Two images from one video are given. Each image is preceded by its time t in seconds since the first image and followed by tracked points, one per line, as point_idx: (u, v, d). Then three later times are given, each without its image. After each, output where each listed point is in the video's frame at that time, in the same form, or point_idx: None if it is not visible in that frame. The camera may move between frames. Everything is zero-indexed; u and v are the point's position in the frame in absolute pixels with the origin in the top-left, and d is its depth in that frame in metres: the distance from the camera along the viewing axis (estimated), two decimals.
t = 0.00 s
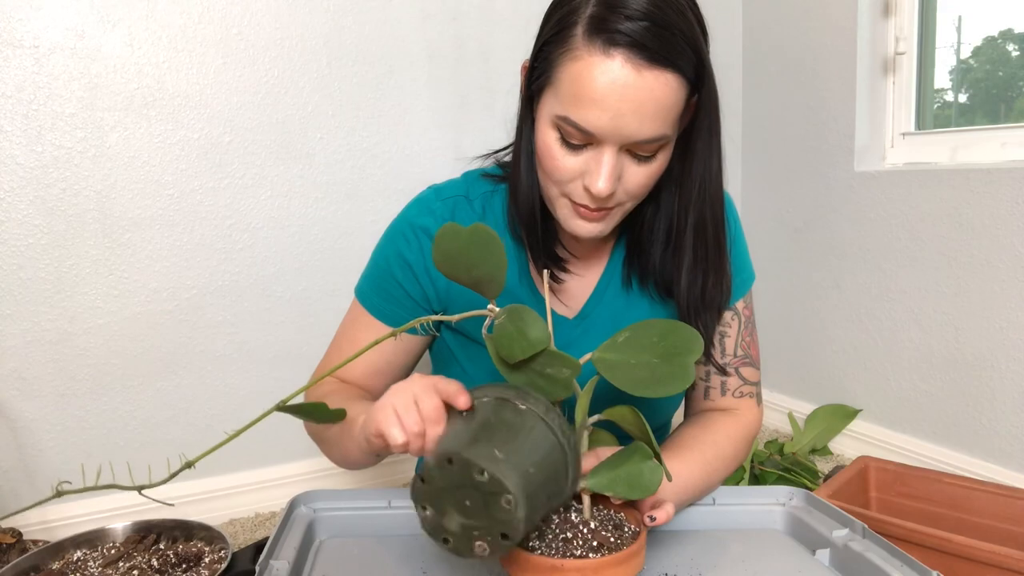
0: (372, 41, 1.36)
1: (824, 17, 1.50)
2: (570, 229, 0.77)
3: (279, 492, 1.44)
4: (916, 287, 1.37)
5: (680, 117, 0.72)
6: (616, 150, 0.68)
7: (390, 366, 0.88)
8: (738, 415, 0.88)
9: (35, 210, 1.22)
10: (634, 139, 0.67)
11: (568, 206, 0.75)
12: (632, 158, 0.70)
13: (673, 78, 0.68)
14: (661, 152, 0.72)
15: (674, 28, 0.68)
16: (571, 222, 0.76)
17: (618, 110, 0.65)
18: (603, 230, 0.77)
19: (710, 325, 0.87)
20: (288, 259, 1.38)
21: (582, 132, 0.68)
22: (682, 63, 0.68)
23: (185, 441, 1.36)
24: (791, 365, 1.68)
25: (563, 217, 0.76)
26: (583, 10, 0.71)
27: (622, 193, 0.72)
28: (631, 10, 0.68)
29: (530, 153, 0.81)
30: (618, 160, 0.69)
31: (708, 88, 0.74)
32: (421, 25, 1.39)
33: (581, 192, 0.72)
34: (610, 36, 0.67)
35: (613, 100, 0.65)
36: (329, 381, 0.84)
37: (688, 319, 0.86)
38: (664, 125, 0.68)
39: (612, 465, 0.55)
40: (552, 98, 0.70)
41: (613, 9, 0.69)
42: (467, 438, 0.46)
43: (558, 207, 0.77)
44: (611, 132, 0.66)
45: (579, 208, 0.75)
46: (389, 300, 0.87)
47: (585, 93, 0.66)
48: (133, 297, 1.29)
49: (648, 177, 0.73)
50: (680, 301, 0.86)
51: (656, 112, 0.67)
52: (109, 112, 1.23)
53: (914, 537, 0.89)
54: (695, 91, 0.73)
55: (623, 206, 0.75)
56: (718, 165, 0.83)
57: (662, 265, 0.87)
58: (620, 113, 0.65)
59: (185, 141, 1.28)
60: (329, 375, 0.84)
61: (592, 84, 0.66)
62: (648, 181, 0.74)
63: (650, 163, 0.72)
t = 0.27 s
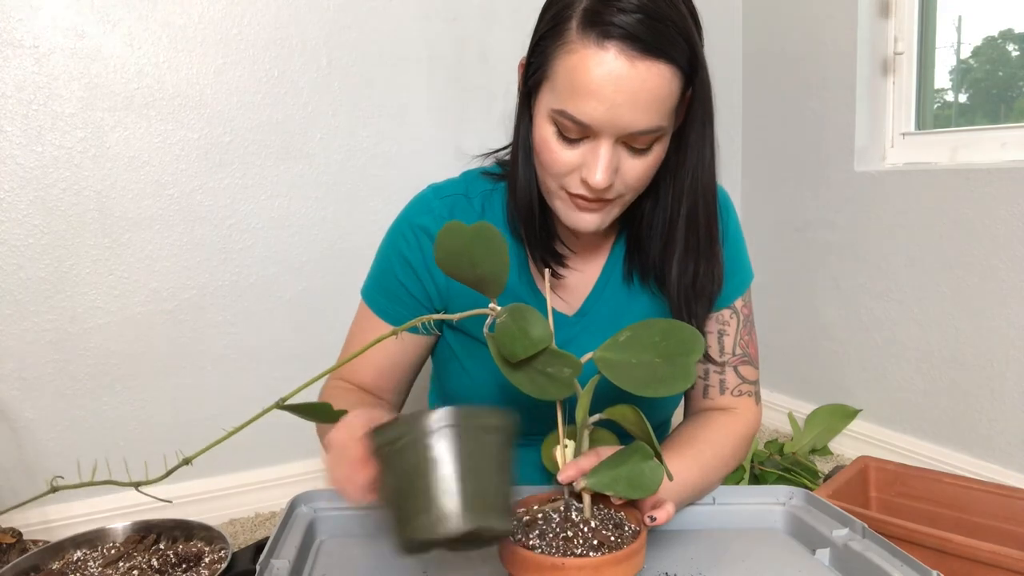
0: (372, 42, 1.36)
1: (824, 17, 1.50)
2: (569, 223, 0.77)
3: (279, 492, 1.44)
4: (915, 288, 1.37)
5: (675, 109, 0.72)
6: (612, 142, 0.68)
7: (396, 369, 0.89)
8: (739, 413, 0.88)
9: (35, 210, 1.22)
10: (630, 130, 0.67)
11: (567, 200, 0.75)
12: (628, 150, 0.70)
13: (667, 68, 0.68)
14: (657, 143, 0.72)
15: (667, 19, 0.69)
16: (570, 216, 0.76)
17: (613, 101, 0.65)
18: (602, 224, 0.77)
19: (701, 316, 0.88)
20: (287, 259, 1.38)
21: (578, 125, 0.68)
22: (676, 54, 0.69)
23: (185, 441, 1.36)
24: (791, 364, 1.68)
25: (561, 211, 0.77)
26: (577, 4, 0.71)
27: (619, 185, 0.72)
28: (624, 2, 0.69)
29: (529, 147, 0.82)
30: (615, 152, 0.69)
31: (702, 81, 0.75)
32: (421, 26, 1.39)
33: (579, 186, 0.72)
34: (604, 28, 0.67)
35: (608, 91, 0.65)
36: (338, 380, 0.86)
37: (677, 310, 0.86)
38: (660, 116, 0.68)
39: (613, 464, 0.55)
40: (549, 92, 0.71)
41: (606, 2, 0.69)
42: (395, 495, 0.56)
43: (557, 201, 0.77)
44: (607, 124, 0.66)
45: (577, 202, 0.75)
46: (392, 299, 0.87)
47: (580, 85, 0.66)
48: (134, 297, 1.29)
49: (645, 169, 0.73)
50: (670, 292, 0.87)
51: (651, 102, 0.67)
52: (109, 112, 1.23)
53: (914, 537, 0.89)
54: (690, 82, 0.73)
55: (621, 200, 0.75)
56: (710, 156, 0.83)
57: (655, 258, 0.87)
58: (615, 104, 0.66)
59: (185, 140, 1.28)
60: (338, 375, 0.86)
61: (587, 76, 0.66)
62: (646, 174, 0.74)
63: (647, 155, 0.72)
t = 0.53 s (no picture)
0: (372, 42, 1.36)
1: (824, 18, 1.50)
2: (562, 216, 0.78)
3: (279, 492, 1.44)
4: (915, 288, 1.37)
5: (664, 99, 0.73)
6: (602, 132, 0.70)
7: (395, 374, 0.89)
8: (738, 410, 0.88)
9: (35, 210, 1.22)
10: (619, 119, 0.69)
11: (560, 192, 0.77)
12: (618, 141, 0.72)
13: (653, 58, 0.69)
14: (647, 134, 0.73)
15: (653, 10, 0.70)
16: (563, 209, 0.78)
17: (601, 91, 0.67)
18: (596, 217, 0.78)
19: (698, 304, 0.87)
20: (287, 259, 1.38)
21: (568, 115, 0.69)
22: (663, 45, 0.70)
23: (185, 441, 1.36)
24: (791, 364, 1.68)
25: (555, 204, 0.78)
26: None
27: (611, 176, 0.74)
28: None
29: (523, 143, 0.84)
30: (605, 142, 0.71)
31: (691, 72, 0.76)
32: (421, 26, 1.39)
33: (570, 177, 0.74)
34: (590, 19, 0.69)
35: (596, 82, 0.67)
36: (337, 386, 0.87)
37: (672, 297, 0.86)
38: (648, 105, 0.70)
39: (609, 463, 0.56)
40: (539, 84, 0.73)
41: None
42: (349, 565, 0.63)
43: (550, 194, 0.78)
44: (595, 113, 0.68)
45: (570, 193, 0.76)
46: (393, 293, 0.87)
47: (568, 76, 0.68)
48: (134, 297, 1.29)
49: (636, 160, 0.74)
50: (665, 279, 0.87)
51: (638, 92, 0.68)
52: (109, 112, 1.23)
53: (914, 537, 0.89)
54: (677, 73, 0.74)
55: (614, 191, 0.76)
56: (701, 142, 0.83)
57: (649, 247, 0.88)
58: (603, 94, 0.67)
59: (185, 140, 1.28)
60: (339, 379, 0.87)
61: (575, 67, 0.68)
62: (637, 165, 0.75)
63: (637, 146, 0.73)
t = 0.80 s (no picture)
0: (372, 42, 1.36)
1: (824, 18, 1.50)
2: (557, 212, 0.78)
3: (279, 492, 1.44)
4: (915, 288, 1.37)
5: (654, 94, 0.74)
6: (592, 127, 0.70)
7: (395, 376, 0.89)
8: (736, 408, 0.88)
9: (36, 210, 1.22)
10: (608, 114, 0.69)
11: (554, 189, 0.77)
12: (609, 136, 0.72)
13: (640, 54, 0.70)
14: (638, 128, 0.73)
15: (640, 6, 0.71)
16: (558, 205, 0.78)
17: (589, 87, 0.68)
18: (591, 212, 0.78)
19: (680, 297, 0.87)
20: (288, 259, 1.38)
21: (558, 112, 0.70)
22: (650, 40, 0.71)
23: (185, 441, 1.36)
24: (791, 363, 1.68)
25: (550, 200, 0.78)
26: None
27: (602, 171, 0.74)
28: None
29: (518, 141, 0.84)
30: (595, 137, 0.71)
31: (681, 67, 0.76)
32: (421, 26, 1.39)
33: (563, 173, 0.74)
34: (576, 16, 0.70)
35: (584, 78, 0.68)
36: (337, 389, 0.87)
37: (653, 290, 0.87)
38: (636, 100, 0.70)
39: (609, 462, 0.55)
40: (530, 82, 0.73)
41: None
42: None
43: (545, 191, 0.78)
44: (584, 109, 0.69)
45: (563, 190, 0.77)
46: (394, 291, 0.87)
47: (557, 73, 0.69)
48: (134, 297, 1.29)
49: (628, 155, 0.74)
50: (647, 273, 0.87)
51: (626, 87, 0.69)
52: (109, 112, 1.23)
53: (914, 537, 0.89)
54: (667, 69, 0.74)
55: (607, 187, 0.76)
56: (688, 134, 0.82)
57: (636, 240, 0.88)
58: (591, 90, 0.68)
59: (185, 141, 1.28)
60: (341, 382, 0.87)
61: (563, 64, 0.68)
62: (630, 160, 0.75)
63: (628, 141, 0.73)
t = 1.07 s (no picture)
0: (372, 42, 1.36)
1: (825, 18, 1.50)
2: (556, 208, 0.78)
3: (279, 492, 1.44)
4: (915, 287, 1.37)
5: (650, 88, 0.74)
6: (588, 120, 0.70)
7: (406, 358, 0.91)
8: (737, 406, 0.88)
9: (36, 210, 1.22)
10: (603, 106, 0.69)
11: (552, 183, 0.77)
12: (605, 129, 0.72)
13: (634, 47, 0.70)
14: (634, 121, 0.74)
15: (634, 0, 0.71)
16: (556, 200, 0.78)
17: (584, 79, 0.68)
18: (589, 207, 0.78)
19: (672, 291, 0.87)
20: (287, 259, 1.38)
21: (554, 105, 0.70)
22: (644, 33, 0.71)
23: (185, 441, 1.36)
24: (791, 363, 1.68)
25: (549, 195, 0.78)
26: None
27: (600, 164, 0.74)
28: None
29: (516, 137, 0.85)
30: (591, 130, 0.71)
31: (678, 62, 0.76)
32: (421, 26, 1.39)
33: (560, 166, 0.74)
34: (570, 11, 0.70)
35: (578, 70, 0.68)
36: (354, 377, 0.90)
37: (646, 283, 0.87)
38: (631, 92, 0.71)
39: (609, 460, 0.55)
40: (527, 77, 0.74)
41: None
42: None
43: (544, 187, 0.79)
44: (579, 101, 0.69)
45: (561, 184, 0.77)
46: (396, 287, 0.89)
47: (552, 67, 0.69)
48: (134, 297, 1.29)
49: (625, 148, 0.74)
50: (640, 265, 0.87)
51: (621, 79, 0.69)
52: (109, 112, 1.23)
53: (914, 537, 0.89)
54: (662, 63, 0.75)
55: (605, 181, 0.76)
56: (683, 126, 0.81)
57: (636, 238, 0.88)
58: (586, 82, 0.68)
59: (185, 141, 1.28)
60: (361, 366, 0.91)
61: (558, 57, 0.69)
62: (627, 153, 0.75)
63: (625, 134, 0.74)
